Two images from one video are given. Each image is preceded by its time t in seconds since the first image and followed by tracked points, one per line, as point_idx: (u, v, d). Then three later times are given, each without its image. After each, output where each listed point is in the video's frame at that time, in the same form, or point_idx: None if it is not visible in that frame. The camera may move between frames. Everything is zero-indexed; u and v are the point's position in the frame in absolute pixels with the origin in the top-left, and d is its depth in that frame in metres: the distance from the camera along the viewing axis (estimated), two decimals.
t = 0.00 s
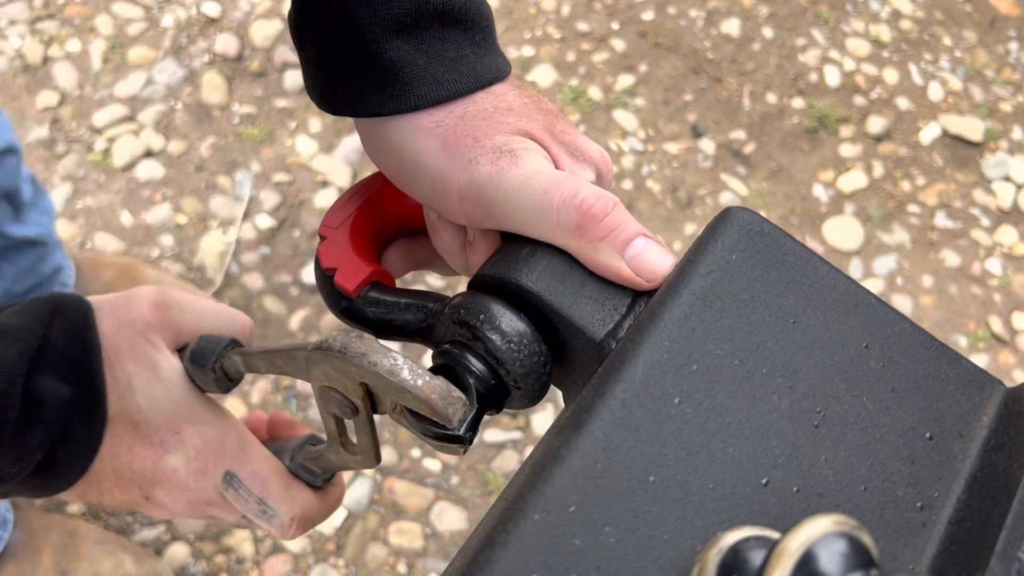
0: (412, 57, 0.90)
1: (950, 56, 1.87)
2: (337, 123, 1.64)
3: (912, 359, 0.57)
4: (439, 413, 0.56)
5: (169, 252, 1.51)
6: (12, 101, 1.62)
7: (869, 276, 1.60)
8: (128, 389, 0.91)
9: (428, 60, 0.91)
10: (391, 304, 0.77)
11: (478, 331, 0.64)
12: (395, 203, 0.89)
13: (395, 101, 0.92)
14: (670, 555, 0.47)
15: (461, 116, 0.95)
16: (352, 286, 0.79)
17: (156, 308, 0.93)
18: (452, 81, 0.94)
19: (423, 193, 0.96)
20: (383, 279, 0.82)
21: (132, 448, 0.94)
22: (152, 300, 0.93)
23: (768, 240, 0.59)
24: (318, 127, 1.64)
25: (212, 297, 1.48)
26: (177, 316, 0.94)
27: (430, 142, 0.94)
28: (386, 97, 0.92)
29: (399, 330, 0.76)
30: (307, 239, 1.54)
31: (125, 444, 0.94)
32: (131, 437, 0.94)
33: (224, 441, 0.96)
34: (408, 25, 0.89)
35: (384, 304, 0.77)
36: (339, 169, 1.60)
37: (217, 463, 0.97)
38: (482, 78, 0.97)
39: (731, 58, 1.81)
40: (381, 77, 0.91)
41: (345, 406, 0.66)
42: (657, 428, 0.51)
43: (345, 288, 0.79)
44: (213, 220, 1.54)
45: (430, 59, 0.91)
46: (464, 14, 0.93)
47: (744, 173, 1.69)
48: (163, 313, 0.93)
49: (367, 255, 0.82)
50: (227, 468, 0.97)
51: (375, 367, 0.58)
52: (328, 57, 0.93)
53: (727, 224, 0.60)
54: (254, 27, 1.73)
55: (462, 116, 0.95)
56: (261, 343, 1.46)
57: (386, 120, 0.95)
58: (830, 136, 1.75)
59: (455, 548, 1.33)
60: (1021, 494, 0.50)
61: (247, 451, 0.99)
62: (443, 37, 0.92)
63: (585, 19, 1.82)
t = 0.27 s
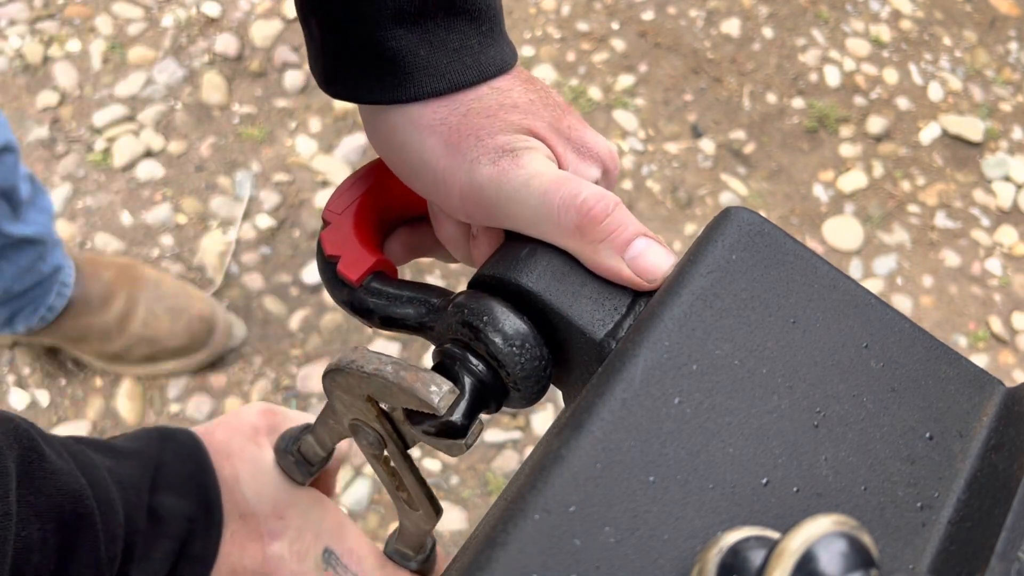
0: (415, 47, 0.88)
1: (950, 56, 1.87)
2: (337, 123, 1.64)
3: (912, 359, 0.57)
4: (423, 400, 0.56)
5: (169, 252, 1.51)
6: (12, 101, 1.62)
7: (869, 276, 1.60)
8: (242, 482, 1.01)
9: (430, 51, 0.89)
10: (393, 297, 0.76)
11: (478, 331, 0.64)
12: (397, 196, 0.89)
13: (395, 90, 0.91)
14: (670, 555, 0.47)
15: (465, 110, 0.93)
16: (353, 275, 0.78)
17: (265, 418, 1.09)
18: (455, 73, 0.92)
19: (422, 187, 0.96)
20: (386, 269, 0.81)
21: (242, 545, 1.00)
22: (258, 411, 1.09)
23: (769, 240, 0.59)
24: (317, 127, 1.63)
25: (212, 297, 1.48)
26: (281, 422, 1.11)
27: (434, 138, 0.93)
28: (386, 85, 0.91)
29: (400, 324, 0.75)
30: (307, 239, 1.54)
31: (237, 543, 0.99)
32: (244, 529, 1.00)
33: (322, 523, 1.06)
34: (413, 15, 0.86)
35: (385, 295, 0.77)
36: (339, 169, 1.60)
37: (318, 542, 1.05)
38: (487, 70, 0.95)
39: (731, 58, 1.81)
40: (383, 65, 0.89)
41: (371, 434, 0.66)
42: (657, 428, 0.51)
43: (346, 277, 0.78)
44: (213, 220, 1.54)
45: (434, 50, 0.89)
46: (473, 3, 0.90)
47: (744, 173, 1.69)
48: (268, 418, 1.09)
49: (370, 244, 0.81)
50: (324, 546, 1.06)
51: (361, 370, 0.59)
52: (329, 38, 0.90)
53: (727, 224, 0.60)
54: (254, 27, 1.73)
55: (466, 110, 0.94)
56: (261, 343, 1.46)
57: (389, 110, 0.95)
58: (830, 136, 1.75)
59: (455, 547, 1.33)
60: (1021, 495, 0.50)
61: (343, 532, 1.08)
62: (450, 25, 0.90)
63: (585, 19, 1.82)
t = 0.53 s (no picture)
0: (418, 37, 0.88)
1: (950, 56, 1.87)
2: (337, 123, 1.64)
3: (912, 359, 0.57)
4: (421, 404, 0.56)
5: (169, 252, 1.51)
6: (12, 101, 1.62)
7: (869, 276, 1.60)
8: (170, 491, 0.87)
9: (434, 41, 0.89)
10: (393, 294, 0.76)
11: (479, 331, 0.64)
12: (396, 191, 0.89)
13: (398, 80, 0.91)
14: (670, 555, 0.47)
15: (467, 104, 0.93)
16: (353, 273, 0.78)
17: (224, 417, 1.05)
18: (457, 64, 0.92)
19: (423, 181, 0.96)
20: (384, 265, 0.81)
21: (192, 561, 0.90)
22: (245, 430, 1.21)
23: (768, 240, 0.59)
24: (317, 127, 1.63)
25: (212, 297, 1.48)
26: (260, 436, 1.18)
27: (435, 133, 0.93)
28: (390, 76, 0.90)
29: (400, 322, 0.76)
30: (307, 239, 1.54)
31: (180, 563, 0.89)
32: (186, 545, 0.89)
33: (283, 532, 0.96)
34: (415, 5, 0.86)
35: (384, 292, 0.77)
36: (339, 169, 1.60)
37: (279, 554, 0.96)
38: (489, 62, 0.95)
39: (731, 58, 1.81)
40: (386, 55, 0.89)
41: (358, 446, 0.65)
42: (657, 428, 0.51)
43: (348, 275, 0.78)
44: (213, 220, 1.54)
45: (436, 40, 0.89)
46: None
47: (744, 173, 1.69)
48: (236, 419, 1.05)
49: (370, 240, 0.81)
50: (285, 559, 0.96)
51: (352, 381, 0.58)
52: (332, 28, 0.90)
53: (727, 224, 0.60)
54: (254, 27, 1.73)
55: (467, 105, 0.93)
56: (261, 343, 1.46)
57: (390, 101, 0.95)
58: (830, 136, 1.75)
59: (455, 547, 1.33)
60: (1020, 495, 0.50)
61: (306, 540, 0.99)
62: (451, 17, 0.90)
63: (585, 19, 1.82)
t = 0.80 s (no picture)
0: (416, 44, 0.88)
1: (950, 56, 1.87)
2: (337, 123, 1.64)
3: (912, 359, 0.57)
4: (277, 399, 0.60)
5: (169, 252, 1.51)
6: (12, 101, 1.62)
7: (869, 276, 1.60)
8: None
9: (432, 47, 0.89)
10: (393, 297, 0.76)
11: (480, 330, 0.64)
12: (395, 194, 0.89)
13: (397, 85, 0.91)
14: (670, 556, 0.47)
15: (465, 106, 0.94)
16: (352, 277, 0.77)
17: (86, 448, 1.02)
18: (455, 70, 0.92)
19: (422, 184, 0.96)
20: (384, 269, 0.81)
21: None
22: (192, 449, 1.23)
23: (768, 240, 0.59)
24: (317, 127, 1.64)
25: (212, 297, 1.48)
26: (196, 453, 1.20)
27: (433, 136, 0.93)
28: (389, 82, 0.91)
29: (400, 322, 0.76)
30: (307, 239, 1.54)
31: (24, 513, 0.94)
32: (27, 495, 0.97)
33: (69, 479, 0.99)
34: (413, 12, 0.87)
35: (384, 296, 0.77)
36: (339, 169, 1.60)
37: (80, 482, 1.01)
38: (487, 67, 0.96)
39: (731, 58, 1.81)
40: (384, 63, 0.90)
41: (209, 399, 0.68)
42: (657, 428, 0.51)
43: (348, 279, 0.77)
44: (213, 220, 1.54)
45: (434, 46, 0.90)
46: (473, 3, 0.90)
47: (743, 172, 1.69)
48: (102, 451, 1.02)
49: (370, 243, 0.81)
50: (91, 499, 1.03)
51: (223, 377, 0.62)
52: (331, 35, 0.91)
53: (727, 224, 0.60)
54: (254, 27, 1.73)
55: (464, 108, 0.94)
56: (261, 343, 1.46)
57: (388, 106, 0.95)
58: (830, 136, 1.75)
59: (455, 547, 1.33)
60: (1020, 495, 0.50)
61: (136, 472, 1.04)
62: (450, 24, 0.90)
63: (585, 19, 1.82)
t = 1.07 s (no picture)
0: (417, 61, 0.90)
1: (950, 56, 1.87)
2: (337, 123, 1.64)
3: (912, 359, 0.57)
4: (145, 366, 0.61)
5: (169, 252, 1.51)
6: (12, 101, 1.62)
7: (870, 276, 1.60)
8: None
9: (432, 62, 0.91)
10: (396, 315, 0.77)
11: (478, 334, 0.64)
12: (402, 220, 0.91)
13: (399, 103, 0.92)
14: (670, 556, 0.47)
15: (461, 111, 0.94)
16: (357, 300, 0.80)
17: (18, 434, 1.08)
18: (455, 83, 0.93)
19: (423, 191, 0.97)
20: (391, 292, 0.82)
21: None
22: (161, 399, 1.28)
23: (769, 240, 0.59)
24: (317, 127, 1.64)
25: (212, 297, 1.48)
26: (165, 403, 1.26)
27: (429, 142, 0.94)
28: (391, 98, 0.92)
29: (405, 338, 0.76)
30: (307, 239, 1.54)
31: None
32: None
33: None
34: (410, 28, 0.89)
35: (387, 315, 0.77)
36: (339, 169, 1.60)
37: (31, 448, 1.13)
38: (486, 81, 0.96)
39: (731, 58, 1.81)
40: (386, 79, 0.91)
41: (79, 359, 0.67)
42: (657, 428, 0.51)
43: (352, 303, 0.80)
44: (213, 221, 1.54)
45: (433, 62, 0.91)
46: (468, 19, 0.92)
47: (743, 172, 1.69)
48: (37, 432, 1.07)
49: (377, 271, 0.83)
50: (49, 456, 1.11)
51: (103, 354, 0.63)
52: (333, 61, 0.93)
53: (727, 224, 0.60)
54: (254, 27, 1.73)
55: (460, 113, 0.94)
56: (261, 343, 1.46)
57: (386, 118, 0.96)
58: (830, 136, 1.75)
59: (455, 547, 1.33)
60: (1021, 495, 0.50)
61: None
62: (447, 39, 0.91)
63: (585, 19, 1.82)
